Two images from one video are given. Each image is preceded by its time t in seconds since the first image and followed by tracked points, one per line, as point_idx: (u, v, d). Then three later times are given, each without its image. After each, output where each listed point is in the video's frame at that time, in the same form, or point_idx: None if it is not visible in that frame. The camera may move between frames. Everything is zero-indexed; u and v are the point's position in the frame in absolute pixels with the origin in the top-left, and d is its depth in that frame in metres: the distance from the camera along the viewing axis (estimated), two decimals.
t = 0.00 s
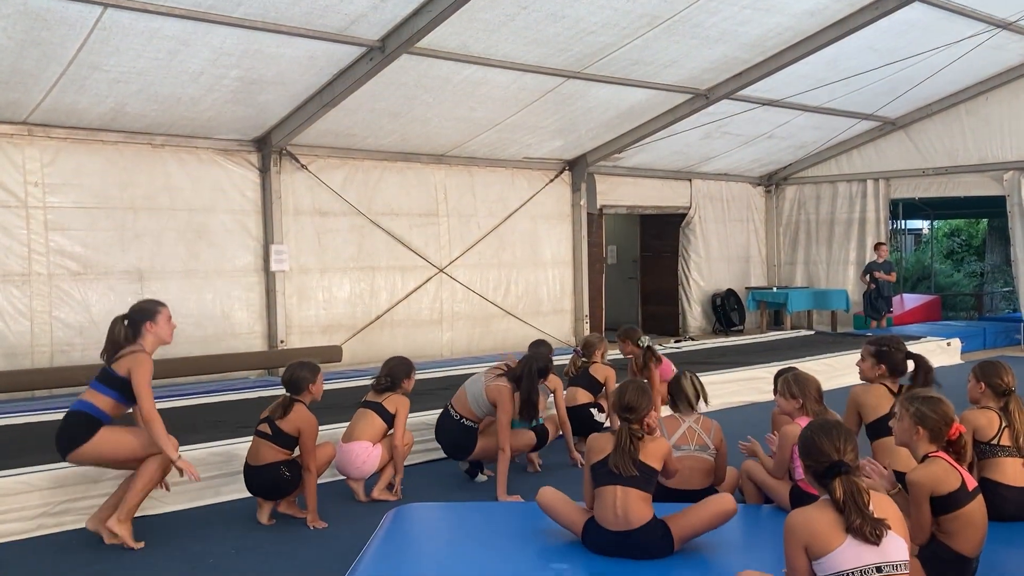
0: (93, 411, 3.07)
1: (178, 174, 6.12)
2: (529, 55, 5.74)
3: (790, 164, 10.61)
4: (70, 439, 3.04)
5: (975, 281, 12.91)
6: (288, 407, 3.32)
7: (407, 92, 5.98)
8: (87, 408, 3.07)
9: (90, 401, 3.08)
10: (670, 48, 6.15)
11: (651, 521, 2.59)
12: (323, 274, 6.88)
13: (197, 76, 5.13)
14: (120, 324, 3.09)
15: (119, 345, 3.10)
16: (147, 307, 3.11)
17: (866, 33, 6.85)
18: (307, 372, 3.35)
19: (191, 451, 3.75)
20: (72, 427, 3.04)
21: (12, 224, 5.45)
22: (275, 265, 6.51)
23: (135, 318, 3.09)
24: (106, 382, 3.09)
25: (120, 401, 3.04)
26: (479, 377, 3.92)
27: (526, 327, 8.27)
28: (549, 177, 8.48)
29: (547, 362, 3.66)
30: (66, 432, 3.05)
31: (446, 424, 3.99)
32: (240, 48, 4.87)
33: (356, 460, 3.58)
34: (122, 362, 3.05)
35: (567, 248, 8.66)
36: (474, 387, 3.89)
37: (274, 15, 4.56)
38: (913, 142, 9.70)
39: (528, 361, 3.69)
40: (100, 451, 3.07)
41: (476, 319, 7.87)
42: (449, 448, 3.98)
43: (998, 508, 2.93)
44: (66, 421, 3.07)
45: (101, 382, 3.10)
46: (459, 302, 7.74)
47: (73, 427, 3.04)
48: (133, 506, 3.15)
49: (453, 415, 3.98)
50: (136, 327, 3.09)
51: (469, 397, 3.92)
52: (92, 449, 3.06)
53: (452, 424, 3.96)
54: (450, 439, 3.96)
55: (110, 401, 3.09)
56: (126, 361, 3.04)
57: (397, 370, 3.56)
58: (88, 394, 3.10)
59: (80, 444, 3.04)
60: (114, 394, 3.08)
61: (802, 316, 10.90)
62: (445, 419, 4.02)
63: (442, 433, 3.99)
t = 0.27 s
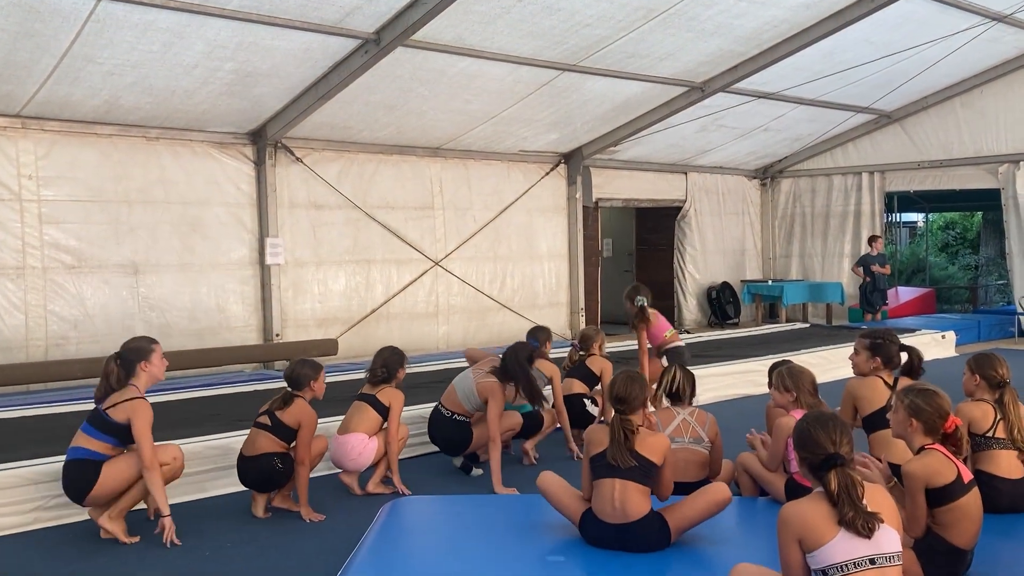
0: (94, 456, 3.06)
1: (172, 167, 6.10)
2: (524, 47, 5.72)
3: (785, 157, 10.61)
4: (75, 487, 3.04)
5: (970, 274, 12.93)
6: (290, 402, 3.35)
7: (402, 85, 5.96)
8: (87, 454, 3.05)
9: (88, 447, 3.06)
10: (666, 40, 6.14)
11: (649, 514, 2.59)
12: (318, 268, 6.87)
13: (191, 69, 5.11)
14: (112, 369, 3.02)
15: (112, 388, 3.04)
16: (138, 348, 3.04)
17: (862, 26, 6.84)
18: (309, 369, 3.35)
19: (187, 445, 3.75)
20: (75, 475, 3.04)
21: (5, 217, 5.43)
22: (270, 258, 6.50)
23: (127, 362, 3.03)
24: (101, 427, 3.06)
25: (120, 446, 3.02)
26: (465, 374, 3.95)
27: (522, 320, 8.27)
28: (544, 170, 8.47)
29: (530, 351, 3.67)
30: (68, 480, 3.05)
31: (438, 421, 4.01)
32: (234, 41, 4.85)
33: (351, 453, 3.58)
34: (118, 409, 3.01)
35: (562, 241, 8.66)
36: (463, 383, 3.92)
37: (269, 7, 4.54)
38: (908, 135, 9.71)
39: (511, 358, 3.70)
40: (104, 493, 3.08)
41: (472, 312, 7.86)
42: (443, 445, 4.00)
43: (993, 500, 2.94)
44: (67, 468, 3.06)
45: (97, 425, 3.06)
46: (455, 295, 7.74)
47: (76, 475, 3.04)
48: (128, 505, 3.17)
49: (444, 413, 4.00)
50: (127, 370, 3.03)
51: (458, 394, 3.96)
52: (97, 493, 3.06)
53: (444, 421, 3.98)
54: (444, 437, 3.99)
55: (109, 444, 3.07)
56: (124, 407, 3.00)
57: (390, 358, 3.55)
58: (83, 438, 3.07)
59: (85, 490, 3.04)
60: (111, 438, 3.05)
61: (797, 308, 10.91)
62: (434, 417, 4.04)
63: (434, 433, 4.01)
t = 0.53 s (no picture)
0: (89, 447, 3.04)
1: (162, 163, 6.08)
2: (515, 43, 5.72)
3: (776, 153, 10.62)
4: (68, 477, 3.01)
5: (960, 269, 12.96)
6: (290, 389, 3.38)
7: (393, 81, 5.95)
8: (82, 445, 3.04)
9: (84, 437, 3.05)
10: (657, 36, 6.14)
11: (641, 511, 2.60)
12: (309, 264, 6.85)
13: (181, 64, 5.09)
14: (111, 360, 3.01)
15: (111, 379, 3.03)
16: (137, 343, 3.02)
17: (853, 22, 6.85)
18: (313, 360, 3.36)
19: (177, 442, 3.72)
20: (68, 466, 3.01)
21: None
22: (260, 254, 6.48)
23: (126, 354, 3.01)
24: (98, 418, 3.04)
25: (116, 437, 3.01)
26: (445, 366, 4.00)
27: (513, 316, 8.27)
28: (536, 166, 8.46)
29: (510, 327, 3.86)
30: (61, 471, 3.03)
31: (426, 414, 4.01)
32: (224, 36, 4.83)
33: (349, 440, 3.58)
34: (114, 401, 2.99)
35: (554, 237, 8.66)
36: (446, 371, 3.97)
37: (259, 2, 4.52)
38: (898, 131, 9.74)
39: (492, 336, 3.86)
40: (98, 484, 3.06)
41: (463, 308, 7.86)
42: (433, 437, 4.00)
43: (983, 495, 2.95)
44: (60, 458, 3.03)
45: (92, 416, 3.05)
46: (447, 291, 7.73)
47: (69, 466, 3.01)
48: (122, 500, 3.15)
49: (432, 403, 4.00)
50: (126, 362, 3.02)
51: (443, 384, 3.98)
52: (91, 484, 3.05)
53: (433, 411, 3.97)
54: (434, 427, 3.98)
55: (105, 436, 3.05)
56: (119, 400, 2.98)
57: (381, 341, 3.53)
58: (79, 428, 3.06)
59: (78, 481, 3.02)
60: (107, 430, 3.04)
61: (788, 304, 10.94)
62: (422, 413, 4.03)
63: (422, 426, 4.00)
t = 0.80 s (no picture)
0: (74, 449, 3.00)
1: (146, 162, 6.04)
2: (500, 43, 5.72)
3: (761, 153, 10.66)
4: (51, 478, 2.97)
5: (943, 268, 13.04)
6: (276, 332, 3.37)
7: (379, 80, 5.94)
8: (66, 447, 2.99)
9: (70, 438, 3.00)
10: (643, 36, 6.15)
11: (625, 511, 2.61)
12: (294, 264, 6.83)
13: (165, 63, 5.06)
14: (100, 362, 2.98)
15: (99, 382, 3.00)
16: (124, 344, 2.99)
17: (837, 22, 6.89)
18: (294, 301, 3.37)
19: (161, 443, 3.71)
20: (51, 468, 2.97)
21: None
22: (245, 254, 6.45)
23: (116, 355, 2.98)
24: (87, 419, 2.99)
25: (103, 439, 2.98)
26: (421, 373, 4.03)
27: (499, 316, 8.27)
28: (522, 165, 8.46)
29: (483, 325, 3.91)
30: (44, 472, 2.98)
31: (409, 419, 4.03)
32: (208, 35, 4.80)
33: (338, 398, 3.54)
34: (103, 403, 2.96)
35: (539, 237, 8.66)
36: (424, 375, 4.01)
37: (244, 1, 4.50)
38: (882, 131, 9.80)
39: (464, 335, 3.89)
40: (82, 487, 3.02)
41: (449, 308, 7.85)
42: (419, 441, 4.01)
43: (966, 494, 2.97)
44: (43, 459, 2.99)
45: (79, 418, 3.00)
46: (433, 291, 7.73)
47: (52, 467, 2.97)
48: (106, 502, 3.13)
49: (413, 406, 4.03)
50: (115, 364, 2.99)
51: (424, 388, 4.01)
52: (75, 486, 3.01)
53: (414, 414, 3.99)
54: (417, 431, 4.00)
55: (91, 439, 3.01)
56: (110, 403, 2.95)
57: (365, 295, 3.54)
58: (65, 429, 3.01)
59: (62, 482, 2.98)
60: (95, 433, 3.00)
61: (773, 303, 10.98)
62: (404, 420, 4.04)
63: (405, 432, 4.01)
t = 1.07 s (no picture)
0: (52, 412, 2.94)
1: (124, 165, 6.00)
2: (482, 46, 5.72)
3: (740, 155, 10.71)
4: (32, 438, 2.92)
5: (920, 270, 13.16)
6: (250, 282, 3.36)
7: (360, 82, 5.93)
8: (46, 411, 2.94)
9: (50, 400, 2.94)
10: (623, 39, 6.18)
11: (604, 514, 2.62)
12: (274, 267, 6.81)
13: (143, 65, 5.03)
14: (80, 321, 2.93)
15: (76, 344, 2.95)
16: (105, 305, 2.96)
17: (815, 26, 6.95)
18: (262, 245, 3.35)
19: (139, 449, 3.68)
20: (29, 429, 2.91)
21: None
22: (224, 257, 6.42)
23: (95, 314, 2.94)
24: (67, 382, 2.94)
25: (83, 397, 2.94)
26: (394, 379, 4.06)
27: (480, 319, 8.27)
28: (503, 168, 8.47)
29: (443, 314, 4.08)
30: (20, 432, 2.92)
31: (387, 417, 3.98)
32: (187, 37, 4.78)
33: (331, 360, 3.56)
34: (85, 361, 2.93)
35: (521, 239, 8.67)
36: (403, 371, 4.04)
37: (223, 3, 4.48)
38: (860, 134, 9.88)
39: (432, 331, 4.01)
40: (57, 450, 2.97)
41: (430, 311, 7.84)
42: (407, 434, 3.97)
43: (942, 494, 3.01)
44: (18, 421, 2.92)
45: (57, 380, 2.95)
46: (414, 293, 7.72)
47: (30, 430, 2.91)
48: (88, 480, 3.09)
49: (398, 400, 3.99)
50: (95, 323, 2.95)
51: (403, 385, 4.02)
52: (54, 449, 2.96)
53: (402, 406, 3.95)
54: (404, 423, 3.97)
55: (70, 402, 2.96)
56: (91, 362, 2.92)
57: (342, 254, 3.56)
58: (45, 391, 2.95)
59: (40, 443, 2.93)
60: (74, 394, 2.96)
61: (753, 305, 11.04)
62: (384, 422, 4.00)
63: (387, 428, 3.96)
